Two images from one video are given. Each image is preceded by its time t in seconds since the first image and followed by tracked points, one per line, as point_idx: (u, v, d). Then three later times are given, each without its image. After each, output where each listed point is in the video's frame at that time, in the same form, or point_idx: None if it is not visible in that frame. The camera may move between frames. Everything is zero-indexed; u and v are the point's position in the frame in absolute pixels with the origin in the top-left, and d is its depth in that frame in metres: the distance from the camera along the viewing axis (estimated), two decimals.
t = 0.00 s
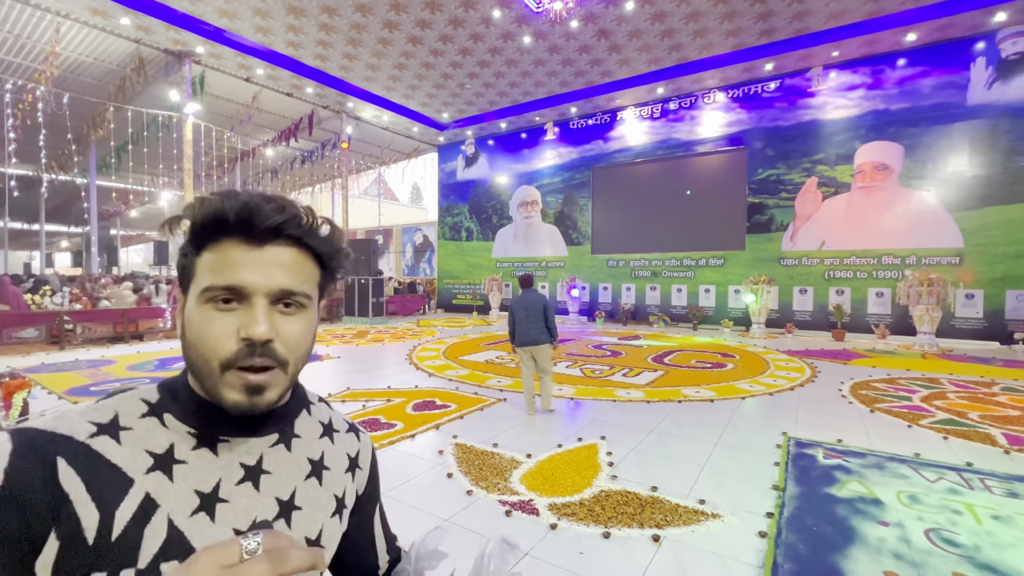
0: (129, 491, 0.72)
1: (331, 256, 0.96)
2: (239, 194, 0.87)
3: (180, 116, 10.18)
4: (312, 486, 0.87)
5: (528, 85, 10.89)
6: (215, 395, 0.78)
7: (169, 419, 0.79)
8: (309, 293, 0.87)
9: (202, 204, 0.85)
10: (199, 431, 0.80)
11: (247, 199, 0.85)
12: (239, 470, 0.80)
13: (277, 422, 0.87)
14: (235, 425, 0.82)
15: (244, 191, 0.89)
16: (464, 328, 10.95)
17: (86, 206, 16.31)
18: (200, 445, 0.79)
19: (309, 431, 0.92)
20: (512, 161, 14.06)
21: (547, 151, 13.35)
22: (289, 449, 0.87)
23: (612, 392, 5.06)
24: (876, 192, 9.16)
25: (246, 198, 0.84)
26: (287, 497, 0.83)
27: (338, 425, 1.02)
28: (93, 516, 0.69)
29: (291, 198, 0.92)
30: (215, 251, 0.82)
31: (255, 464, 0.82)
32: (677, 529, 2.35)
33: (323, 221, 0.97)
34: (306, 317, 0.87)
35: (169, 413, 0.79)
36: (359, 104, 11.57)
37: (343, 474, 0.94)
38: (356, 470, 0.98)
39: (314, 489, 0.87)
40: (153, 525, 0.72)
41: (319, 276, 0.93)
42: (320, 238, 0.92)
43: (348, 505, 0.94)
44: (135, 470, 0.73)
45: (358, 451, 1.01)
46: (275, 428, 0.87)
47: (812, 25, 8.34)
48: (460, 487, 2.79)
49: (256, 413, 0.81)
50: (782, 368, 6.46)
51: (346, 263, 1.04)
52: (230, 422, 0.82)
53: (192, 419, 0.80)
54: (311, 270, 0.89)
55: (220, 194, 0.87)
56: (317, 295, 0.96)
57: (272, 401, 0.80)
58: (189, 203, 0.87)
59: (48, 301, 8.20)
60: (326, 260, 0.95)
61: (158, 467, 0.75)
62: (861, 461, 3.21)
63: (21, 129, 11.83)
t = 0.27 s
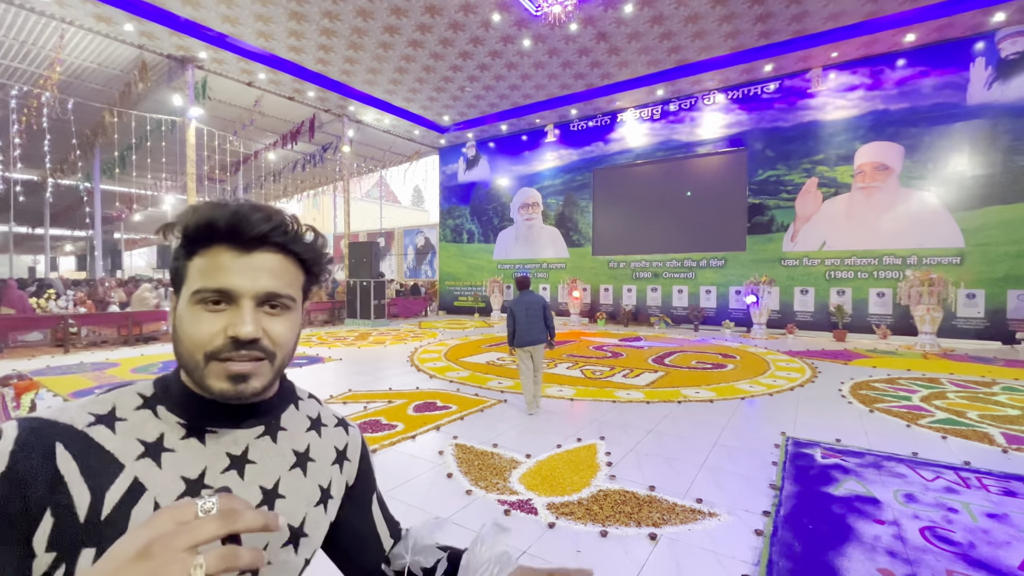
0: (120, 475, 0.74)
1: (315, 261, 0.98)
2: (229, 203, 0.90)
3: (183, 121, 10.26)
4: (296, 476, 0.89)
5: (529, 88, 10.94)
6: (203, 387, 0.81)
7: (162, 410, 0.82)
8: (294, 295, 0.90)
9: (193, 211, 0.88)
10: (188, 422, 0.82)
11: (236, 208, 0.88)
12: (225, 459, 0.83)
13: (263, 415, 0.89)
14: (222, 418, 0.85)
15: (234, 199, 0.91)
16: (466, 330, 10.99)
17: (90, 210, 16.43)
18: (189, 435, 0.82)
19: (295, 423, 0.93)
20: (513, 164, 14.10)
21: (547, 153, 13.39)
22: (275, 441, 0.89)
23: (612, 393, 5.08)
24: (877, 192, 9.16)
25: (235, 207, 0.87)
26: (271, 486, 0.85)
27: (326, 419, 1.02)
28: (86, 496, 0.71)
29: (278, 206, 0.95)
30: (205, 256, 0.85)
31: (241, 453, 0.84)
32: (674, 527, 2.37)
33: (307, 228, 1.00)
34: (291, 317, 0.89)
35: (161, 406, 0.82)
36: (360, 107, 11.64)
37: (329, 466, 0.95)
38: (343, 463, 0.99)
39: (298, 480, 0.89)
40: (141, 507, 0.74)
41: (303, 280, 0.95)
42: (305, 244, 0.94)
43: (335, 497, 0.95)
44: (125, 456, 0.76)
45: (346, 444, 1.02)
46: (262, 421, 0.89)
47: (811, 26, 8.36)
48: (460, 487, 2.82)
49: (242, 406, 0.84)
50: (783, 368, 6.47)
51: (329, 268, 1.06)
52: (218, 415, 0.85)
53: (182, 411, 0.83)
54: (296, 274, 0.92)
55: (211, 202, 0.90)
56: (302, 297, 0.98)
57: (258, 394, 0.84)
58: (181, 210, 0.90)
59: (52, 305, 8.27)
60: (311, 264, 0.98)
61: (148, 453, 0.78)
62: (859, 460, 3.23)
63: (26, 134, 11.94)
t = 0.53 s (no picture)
0: (116, 468, 0.77)
1: (300, 268, 0.98)
2: (210, 212, 0.88)
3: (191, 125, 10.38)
4: (287, 468, 0.89)
5: (533, 90, 10.98)
6: (192, 394, 0.82)
7: (156, 407, 0.83)
8: (279, 304, 0.90)
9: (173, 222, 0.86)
10: (180, 418, 0.83)
11: (217, 219, 0.87)
12: (216, 451, 0.84)
13: (255, 410, 0.89)
14: (213, 415, 0.85)
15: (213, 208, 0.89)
16: (470, 331, 11.05)
17: (100, 214, 16.65)
18: (182, 430, 0.83)
19: (287, 417, 0.93)
20: (517, 166, 14.14)
21: (552, 155, 13.43)
22: (266, 434, 0.89)
23: (616, 394, 5.10)
24: (883, 192, 9.12)
25: (215, 220, 0.85)
26: (261, 476, 0.87)
27: (319, 411, 1.01)
28: (83, 488, 0.73)
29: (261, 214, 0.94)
30: (188, 268, 0.84)
31: (232, 446, 0.86)
32: (677, 527, 2.39)
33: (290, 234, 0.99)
34: (276, 326, 0.90)
35: (155, 402, 0.83)
36: (366, 111, 11.72)
37: (321, 457, 0.95)
38: (337, 453, 0.99)
39: (290, 470, 0.90)
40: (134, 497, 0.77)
41: (288, 287, 0.95)
42: (290, 253, 0.94)
43: (328, 485, 0.95)
44: (120, 450, 0.78)
45: (340, 435, 1.01)
46: (253, 416, 0.89)
47: (815, 27, 8.35)
48: (465, 487, 2.84)
49: (232, 409, 0.85)
50: (788, 369, 6.45)
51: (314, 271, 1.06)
52: (209, 411, 0.85)
53: (174, 408, 0.84)
54: (281, 283, 0.91)
55: (191, 211, 0.88)
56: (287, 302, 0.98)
57: (247, 397, 0.85)
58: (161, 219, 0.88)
59: (64, 307, 8.41)
60: (295, 271, 0.98)
61: (143, 447, 0.79)
62: (863, 461, 3.22)
63: (38, 139, 12.14)
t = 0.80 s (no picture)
0: (99, 466, 0.75)
1: (272, 260, 0.98)
2: (180, 206, 0.88)
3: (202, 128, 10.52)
4: (272, 454, 0.87)
5: (539, 92, 11.01)
6: (172, 387, 0.81)
7: (136, 406, 0.82)
8: (254, 293, 0.90)
9: (144, 218, 0.86)
10: (161, 414, 0.83)
11: (188, 212, 0.87)
12: (199, 444, 0.83)
13: (235, 401, 0.88)
14: (192, 407, 0.84)
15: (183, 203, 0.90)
16: (477, 332, 11.08)
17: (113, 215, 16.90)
18: (164, 426, 0.82)
19: (268, 406, 0.91)
20: (523, 167, 14.17)
21: (558, 156, 13.44)
22: (248, 423, 0.88)
23: (622, 394, 5.10)
24: (893, 192, 9.03)
25: (186, 211, 0.86)
26: (247, 464, 0.84)
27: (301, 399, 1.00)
28: (67, 488, 0.72)
29: (232, 207, 0.94)
30: (161, 260, 0.84)
31: (215, 438, 0.84)
32: (682, 527, 2.40)
33: (262, 226, 0.99)
34: (252, 315, 0.89)
35: (135, 402, 0.83)
36: (373, 113, 11.81)
37: (307, 442, 0.93)
38: (323, 438, 0.97)
39: (275, 456, 0.88)
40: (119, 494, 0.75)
41: (262, 278, 0.95)
42: (260, 244, 0.94)
43: (317, 469, 0.94)
44: (102, 449, 0.76)
45: (323, 420, 0.99)
46: (234, 406, 0.88)
47: (823, 27, 8.30)
48: (471, 486, 2.87)
49: (211, 400, 0.84)
50: (795, 371, 6.43)
51: (286, 264, 1.06)
52: (188, 404, 0.84)
53: (155, 405, 0.83)
54: (255, 273, 0.91)
55: (161, 207, 0.89)
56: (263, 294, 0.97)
57: (225, 387, 0.84)
58: (132, 216, 0.88)
59: (78, 307, 8.56)
60: (269, 262, 0.97)
61: (125, 445, 0.78)
62: (871, 463, 3.21)
63: (53, 142, 12.35)
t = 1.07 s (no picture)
0: (93, 466, 0.76)
1: (256, 255, 0.96)
2: (159, 204, 0.87)
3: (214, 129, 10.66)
4: (267, 451, 0.87)
5: (548, 92, 11.01)
6: (161, 386, 0.81)
7: (128, 406, 0.82)
8: (238, 289, 0.88)
9: (124, 217, 0.85)
10: (154, 413, 0.83)
11: (166, 209, 0.86)
12: (193, 442, 0.83)
13: (227, 398, 0.88)
14: (184, 406, 0.84)
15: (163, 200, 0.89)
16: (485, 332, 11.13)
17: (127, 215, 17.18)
18: (157, 425, 0.82)
19: (261, 403, 0.91)
20: (532, 167, 14.18)
21: (566, 157, 13.43)
22: (242, 421, 0.88)
23: (630, 395, 5.09)
24: (907, 192, 8.91)
25: (164, 208, 0.84)
26: (242, 461, 0.85)
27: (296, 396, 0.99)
28: (62, 486, 0.73)
29: (213, 203, 0.92)
30: (141, 259, 0.83)
31: (209, 435, 0.84)
32: (690, 527, 2.40)
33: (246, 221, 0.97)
34: (236, 312, 0.88)
35: (127, 402, 0.83)
36: (383, 114, 11.89)
37: (302, 439, 0.92)
38: (318, 435, 0.96)
39: (270, 453, 0.87)
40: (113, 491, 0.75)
41: (247, 274, 0.94)
42: (243, 239, 0.92)
43: (313, 466, 0.93)
44: (96, 449, 0.77)
45: (318, 417, 0.98)
46: (226, 404, 0.88)
47: (835, 25, 8.22)
48: (479, 484, 2.89)
49: (201, 397, 0.84)
50: (806, 372, 6.37)
51: (273, 260, 1.04)
52: (179, 403, 0.84)
53: (147, 404, 0.83)
54: (238, 269, 0.90)
55: (141, 205, 0.87)
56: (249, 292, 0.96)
57: (214, 384, 0.84)
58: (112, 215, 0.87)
59: (94, 305, 8.71)
60: (253, 259, 0.96)
61: (119, 444, 0.79)
62: (882, 466, 3.18)
63: (70, 143, 12.60)
